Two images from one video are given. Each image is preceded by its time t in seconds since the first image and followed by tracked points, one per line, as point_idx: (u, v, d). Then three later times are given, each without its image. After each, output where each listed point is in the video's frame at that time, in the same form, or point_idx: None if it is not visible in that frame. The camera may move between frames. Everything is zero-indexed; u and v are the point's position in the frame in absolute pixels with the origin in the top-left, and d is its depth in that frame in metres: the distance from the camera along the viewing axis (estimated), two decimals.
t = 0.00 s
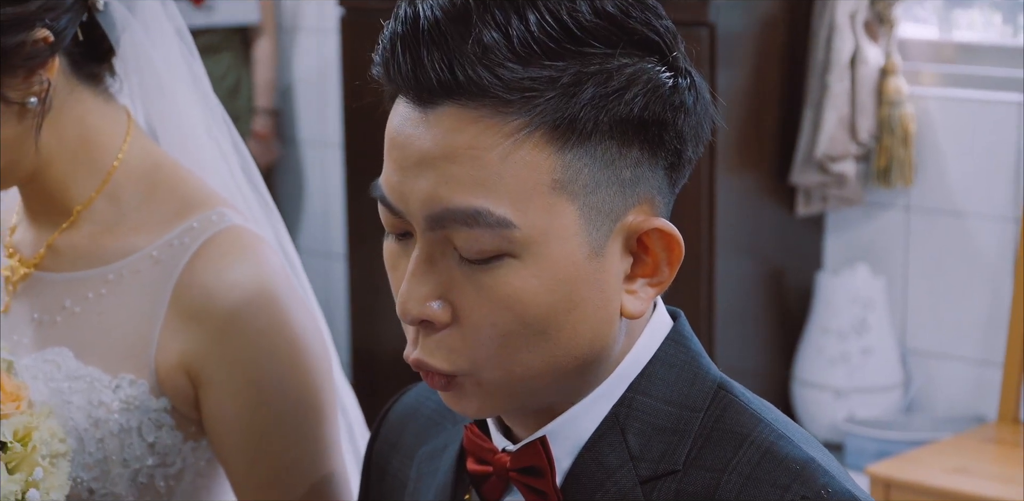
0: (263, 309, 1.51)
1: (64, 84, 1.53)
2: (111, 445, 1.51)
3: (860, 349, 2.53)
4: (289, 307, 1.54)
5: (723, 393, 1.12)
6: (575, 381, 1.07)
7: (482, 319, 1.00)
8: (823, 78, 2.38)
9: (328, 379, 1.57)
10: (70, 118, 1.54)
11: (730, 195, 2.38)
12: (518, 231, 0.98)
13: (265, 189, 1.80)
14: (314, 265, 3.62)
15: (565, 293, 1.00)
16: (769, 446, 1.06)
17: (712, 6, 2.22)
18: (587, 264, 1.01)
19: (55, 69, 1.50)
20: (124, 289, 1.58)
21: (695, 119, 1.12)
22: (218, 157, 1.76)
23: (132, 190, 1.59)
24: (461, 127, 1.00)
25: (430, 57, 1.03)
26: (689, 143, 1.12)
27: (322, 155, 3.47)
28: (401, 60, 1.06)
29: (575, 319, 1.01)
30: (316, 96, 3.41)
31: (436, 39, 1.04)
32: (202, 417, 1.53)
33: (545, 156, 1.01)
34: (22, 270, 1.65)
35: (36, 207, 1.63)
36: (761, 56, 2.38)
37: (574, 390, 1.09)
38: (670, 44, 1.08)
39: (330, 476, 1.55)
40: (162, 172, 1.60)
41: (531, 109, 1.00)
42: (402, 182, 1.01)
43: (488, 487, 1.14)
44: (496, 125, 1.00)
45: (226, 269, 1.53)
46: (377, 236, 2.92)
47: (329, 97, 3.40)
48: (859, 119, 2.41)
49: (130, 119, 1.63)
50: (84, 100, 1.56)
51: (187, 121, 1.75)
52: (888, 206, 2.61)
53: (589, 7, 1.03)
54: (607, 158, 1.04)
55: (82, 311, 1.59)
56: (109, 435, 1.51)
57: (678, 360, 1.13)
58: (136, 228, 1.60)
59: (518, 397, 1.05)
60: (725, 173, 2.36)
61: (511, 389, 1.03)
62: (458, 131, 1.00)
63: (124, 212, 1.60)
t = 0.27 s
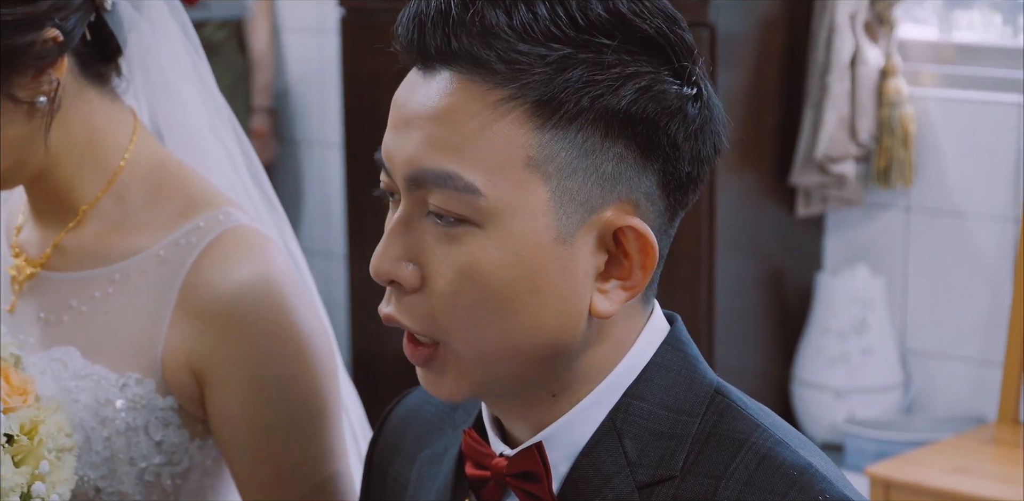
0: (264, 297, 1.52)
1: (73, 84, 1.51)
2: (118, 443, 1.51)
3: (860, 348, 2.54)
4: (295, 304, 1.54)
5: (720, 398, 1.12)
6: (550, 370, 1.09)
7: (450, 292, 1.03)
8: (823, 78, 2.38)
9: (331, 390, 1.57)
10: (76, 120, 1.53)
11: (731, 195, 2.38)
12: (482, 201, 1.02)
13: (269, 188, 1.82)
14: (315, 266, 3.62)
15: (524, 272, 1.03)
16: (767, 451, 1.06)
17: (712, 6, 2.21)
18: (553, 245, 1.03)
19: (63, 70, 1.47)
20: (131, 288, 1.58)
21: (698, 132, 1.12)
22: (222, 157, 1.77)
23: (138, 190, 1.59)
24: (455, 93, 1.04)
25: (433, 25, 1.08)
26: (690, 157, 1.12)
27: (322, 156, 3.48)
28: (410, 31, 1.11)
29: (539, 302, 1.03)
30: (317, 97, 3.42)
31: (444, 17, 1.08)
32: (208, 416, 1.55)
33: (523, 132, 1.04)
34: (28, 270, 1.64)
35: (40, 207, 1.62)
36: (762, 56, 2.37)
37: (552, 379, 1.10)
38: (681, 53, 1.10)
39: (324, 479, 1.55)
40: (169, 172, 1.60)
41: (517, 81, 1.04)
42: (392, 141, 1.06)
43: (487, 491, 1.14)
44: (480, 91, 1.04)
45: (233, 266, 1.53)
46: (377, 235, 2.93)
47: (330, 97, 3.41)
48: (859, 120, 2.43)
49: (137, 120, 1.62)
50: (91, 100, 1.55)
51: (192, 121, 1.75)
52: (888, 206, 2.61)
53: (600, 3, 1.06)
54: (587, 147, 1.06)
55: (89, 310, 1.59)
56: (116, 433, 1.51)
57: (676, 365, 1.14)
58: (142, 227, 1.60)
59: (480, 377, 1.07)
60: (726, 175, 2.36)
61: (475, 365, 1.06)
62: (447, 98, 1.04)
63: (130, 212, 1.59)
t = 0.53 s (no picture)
0: (261, 302, 1.55)
1: (81, 81, 1.62)
2: (118, 446, 1.56)
3: (860, 349, 2.54)
4: (294, 305, 1.57)
5: (720, 397, 1.13)
6: (548, 375, 1.10)
7: (450, 297, 1.06)
8: (823, 78, 2.38)
9: (332, 389, 1.59)
10: (79, 117, 1.63)
11: (730, 194, 2.40)
12: (485, 210, 1.04)
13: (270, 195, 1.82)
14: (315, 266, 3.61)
15: (528, 279, 1.05)
16: (766, 449, 1.07)
17: (712, 6, 2.24)
18: (553, 255, 1.06)
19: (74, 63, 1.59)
20: (125, 290, 1.63)
21: (698, 136, 1.14)
22: (223, 162, 1.77)
23: (133, 192, 1.66)
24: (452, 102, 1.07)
25: (434, 30, 1.10)
26: (688, 161, 1.14)
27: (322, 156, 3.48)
28: (411, 34, 1.12)
29: (541, 308, 1.06)
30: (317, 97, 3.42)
31: (444, 23, 1.10)
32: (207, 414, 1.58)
33: (523, 140, 1.06)
34: (25, 270, 1.70)
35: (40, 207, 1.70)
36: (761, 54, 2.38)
37: (550, 385, 1.11)
38: (678, 57, 1.12)
39: (332, 479, 1.57)
40: (164, 173, 1.67)
41: (517, 91, 1.06)
42: (392, 148, 1.08)
43: (488, 490, 1.14)
44: (479, 100, 1.06)
45: (230, 268, 1.57)
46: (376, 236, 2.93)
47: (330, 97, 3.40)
48: (859, 120, 2.41)
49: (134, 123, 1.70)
50: (93, 102, 1.65)
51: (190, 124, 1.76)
52: (888, 207, 2.62)
53: (599, 9, 1.07)
54: (587, 155, 1.08)
55: (86, 312, 1.64)
56: (116, 436, 1.56)
57: (676, 363, 1.15)
58: (137, 229, 1.66)
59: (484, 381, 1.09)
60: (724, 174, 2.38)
61: (478, 371, 1.09)
62: (448, 104, 1.07)
63: (126, 213, 1.67)
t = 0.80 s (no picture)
0: (249, 310, 1.53)
1: (85, 80, 1.60)
2: (109, 454, 1.52)
3: (857, 351, 2.54)
4: (280, 308, 1.56)
5: (722, 398, 1.13)
6: (569, 384, 1.10)
7: (474, 319, 1.05)
8: (822, 79, 2.39)
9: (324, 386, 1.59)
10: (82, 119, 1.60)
11: (729, 194, 2.42)
12: (509, 231, 1.03)
13: (264, 198, 1.83)
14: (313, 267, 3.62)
15: (555, 295, 1.05)
16: (768, 450, 1.07)
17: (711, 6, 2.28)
18: (576, 265, 1.05)
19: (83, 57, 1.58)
20: (113, 295, 1.59)
21: (690, 129, 1.17)
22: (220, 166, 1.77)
23: (121, 195, 1.63)
24: (455, 126, 1.05)
25: (429, 57, 1.09)
26: (684, 151, 1.17)
27: (322, 157, 3.48)
28: (400, 60, 1.12)
29: (566, 319, 1.05)
30: (317, 98, 3.42)
31: (436, 39, 1.10)
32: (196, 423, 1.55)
33: (540, 157, 1.06)
34: (15, 270, 1.66)
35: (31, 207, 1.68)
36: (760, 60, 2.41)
37: (569, 392, 1.12)
38: (664, 52, 1.13)
39: (331, 479, 1.58)
40: (153, 176, 1.63)
41: (526, 107, 1.06)
42: (396, 180, 1.06)
43: (490, 491, 1.14)
44: (491, 122, 1.05)
45: (214, 276, 1.55)
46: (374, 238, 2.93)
47: (330, 99, 3.41)
48: (858, 123, 2.39)
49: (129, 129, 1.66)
50: (94, 106, 1.61)
51: (189, 126, 1.76)
52: (887, 209, 2.63)
53: (586, 11, 1.08)
54: (600, 160, 1.09)
55: (72, 318, 1.60)
56: (106, 444, 1.52)
57: (678, 365, 1.15)
58: (123, 231, 1.62)
59: (519, 399, 1.09)
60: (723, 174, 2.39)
61: (511, 390, 1.08)
62: (455, 127, 1.05)
63: (115, 215, 1.63)
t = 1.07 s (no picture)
0: (233, 315, 1.51)
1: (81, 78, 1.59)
2: (99, 456, 1.51)
3: (855, 352, 2.56)
4: (267, 311, 1.53)
5: (715, 400, 1.12)
6: (561, 381, 1.11)
7: (462, 311, 1.05)
8: (819, 80, 2.38)
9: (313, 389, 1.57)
10: (75, 118, 1.60)
11: (727, 195, 2.42)
12: (498, 222, 1.03)
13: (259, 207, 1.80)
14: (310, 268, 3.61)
15: (542, 289, 1.05)
16: (761, 453, 1.07)
17: (708, 9, 2.28)
18: (565, 260, 1.06)
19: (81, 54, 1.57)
20: (100, 298, 1.57)
21: (690, 132, 1.16)
22: (212, 169, 1.75)
23: (109, 196, 1.62)
24: (451, 116, 1.06)
25: (428, 46, 1.09)
26: (682, 157, 1.16)
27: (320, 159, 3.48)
28: (402, 49, 1.12)
29: (552, 315, 1.05)
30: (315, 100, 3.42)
31: (437, 30, 1.10)
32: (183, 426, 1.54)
33: (533, 149, 1.06)
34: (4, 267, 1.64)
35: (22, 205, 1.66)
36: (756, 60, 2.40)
37: (559, 389, 1.11)
38: (668, 55, 1.13)
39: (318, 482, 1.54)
40: (144, 176, 1.63)
41: (521, 100, 1.06)
42: (391, 168, 1.06)
43: (483, 494, 1.13)
44: (485, 112, 1.05)
45: (199, 279, 1.52)
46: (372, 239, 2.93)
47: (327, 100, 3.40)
48: (855, 123, 2.39)
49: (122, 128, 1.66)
50: (89, 106, 1.61)
51: (183, 128, 1.75)
52: (884, 210, 2.62)
53: (588, 9, 1.08)
54: (594, 157, 1.09)
55: (59, 321, 1.58)
56: (95, 447, 1.51)
57: (671, 367, 1.15)
58: (112, 233, 1.61)
59: (500, 395, 1.09)
60: (720, 180, 2.40)
61: (490, 385, 1.08)
62: (450, 117, 1.06)
63: (103, 217, 1.62)
